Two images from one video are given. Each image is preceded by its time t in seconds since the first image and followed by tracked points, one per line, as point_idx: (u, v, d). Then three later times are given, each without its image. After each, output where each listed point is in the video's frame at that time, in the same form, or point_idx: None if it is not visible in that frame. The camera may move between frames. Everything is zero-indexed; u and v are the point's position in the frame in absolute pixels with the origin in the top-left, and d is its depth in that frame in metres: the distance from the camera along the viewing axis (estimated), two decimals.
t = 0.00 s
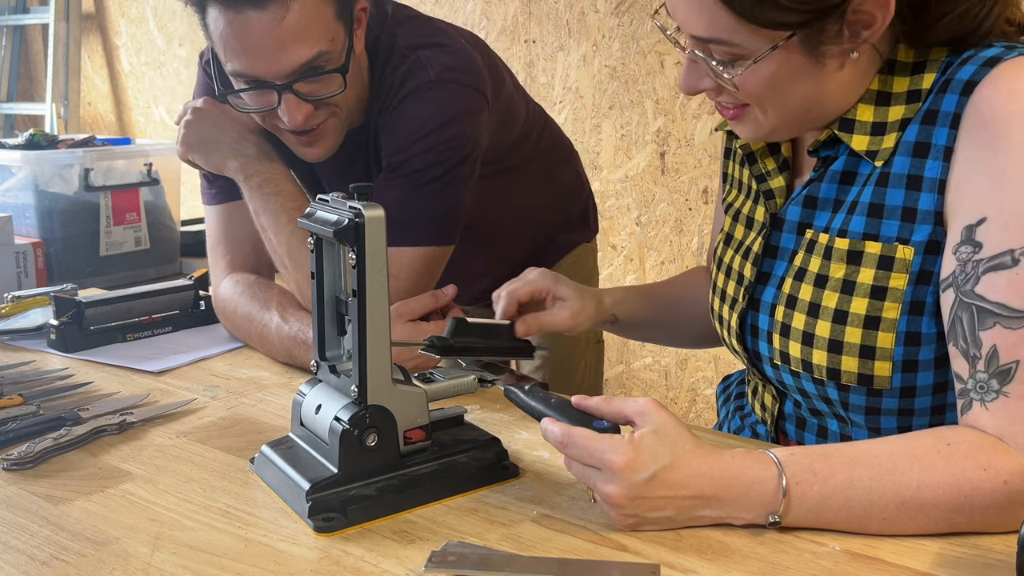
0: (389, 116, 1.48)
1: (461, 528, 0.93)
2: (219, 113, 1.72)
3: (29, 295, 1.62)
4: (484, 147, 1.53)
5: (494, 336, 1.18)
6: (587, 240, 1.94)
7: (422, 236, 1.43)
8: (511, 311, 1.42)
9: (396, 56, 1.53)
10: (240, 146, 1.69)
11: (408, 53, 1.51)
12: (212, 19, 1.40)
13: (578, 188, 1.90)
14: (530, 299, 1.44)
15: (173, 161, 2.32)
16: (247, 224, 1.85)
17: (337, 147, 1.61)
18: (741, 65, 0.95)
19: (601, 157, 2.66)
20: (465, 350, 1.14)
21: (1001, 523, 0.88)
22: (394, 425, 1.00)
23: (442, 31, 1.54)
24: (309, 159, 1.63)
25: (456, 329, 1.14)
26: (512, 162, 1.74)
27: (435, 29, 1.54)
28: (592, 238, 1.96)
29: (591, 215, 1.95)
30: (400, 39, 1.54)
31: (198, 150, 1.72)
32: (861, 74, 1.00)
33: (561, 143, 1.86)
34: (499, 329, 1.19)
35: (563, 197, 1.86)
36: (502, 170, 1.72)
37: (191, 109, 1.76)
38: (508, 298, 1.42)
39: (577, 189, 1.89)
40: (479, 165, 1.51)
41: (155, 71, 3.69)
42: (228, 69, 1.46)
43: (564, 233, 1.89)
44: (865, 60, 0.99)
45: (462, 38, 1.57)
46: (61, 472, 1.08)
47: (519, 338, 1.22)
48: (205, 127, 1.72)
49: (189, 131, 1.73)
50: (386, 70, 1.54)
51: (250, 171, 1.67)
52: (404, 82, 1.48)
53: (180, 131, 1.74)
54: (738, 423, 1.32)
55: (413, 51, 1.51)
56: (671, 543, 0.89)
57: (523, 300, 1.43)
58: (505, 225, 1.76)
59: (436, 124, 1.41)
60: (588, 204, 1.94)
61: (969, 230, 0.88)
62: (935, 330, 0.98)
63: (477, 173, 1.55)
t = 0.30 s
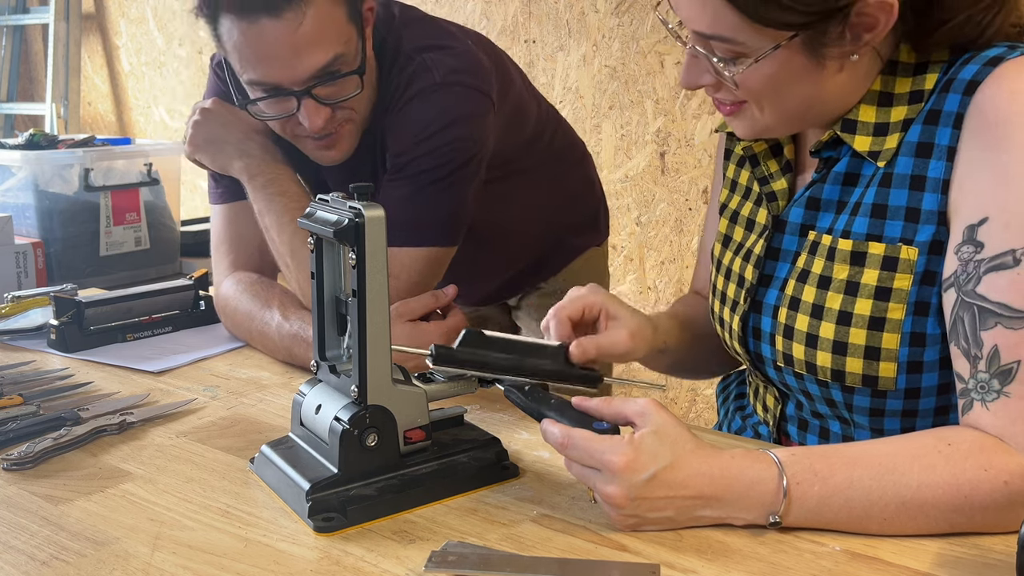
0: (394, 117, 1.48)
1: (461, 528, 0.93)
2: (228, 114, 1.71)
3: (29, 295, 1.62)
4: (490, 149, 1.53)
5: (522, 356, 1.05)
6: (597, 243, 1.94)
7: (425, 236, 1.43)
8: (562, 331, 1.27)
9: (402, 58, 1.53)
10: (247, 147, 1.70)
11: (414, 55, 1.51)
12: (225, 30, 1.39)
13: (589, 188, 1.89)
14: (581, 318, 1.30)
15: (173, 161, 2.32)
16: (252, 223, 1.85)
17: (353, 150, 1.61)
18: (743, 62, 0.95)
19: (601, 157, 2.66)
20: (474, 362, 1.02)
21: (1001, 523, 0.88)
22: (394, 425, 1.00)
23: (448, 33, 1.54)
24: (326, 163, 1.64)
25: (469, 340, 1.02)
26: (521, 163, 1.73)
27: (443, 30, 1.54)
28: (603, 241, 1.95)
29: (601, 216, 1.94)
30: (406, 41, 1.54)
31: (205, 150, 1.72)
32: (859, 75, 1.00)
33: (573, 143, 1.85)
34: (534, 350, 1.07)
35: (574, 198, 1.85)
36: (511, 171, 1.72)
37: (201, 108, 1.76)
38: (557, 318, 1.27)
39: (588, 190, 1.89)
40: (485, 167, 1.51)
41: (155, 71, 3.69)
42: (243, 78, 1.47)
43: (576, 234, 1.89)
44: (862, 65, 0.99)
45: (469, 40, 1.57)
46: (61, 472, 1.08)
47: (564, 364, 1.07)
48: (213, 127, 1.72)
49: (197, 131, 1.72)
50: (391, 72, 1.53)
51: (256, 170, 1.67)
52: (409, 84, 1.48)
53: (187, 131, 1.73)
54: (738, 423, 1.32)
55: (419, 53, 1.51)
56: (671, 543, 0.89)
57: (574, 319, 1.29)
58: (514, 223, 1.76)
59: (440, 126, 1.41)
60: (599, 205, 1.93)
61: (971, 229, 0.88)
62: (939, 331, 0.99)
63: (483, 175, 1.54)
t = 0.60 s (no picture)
0: (400, 117, 1.48)
1: (461, 528, 0.93)
2: (232, 114, 1.76)
3: (29, 295, 1.62)
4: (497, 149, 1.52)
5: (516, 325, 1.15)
6: (604, 245, 1.94)
7: (430, 236, 1.42)
8: (543, 294, 1.35)
9: (407, 58, 1.52)
10: (249, 146, 1.73)
11: (419, 56, 1.51)
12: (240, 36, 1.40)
13: (596, 189, 1.89)
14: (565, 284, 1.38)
15: (173, 161, 2.32)
16: (256, 223, 1.85)
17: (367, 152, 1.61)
18: (757, 55, 0.95)
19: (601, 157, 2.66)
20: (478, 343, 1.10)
21: (1002, 524, 0.88)
22: (394, 425, 1.00)
23: (453, 35, 1.54)
24: (346, 162, 1.63)
25: (471, 321, 1.11)
26: (529, 164, 1.74)
27: (447, 32, 1.54)
28: (614, 243, 1.97)
29: (613, 219, 1.96)
30: (410, 41, 1.54)
31: (209, 152, 1.75)
32: (875, 73, 1.00)
33: (581, 144, 1.86)
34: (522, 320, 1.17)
35: (581, 199, 1.85)
36: (517, 172, 1.72)
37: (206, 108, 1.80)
38: (540, 282, 1.35)
39: (595, 191, 1.89)
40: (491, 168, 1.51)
41: (155, 71, 3.69)
42: (262, 86, 1.46)
43: (586, 235, 1.89)
44: (878, 62, 0.99)
45: (475, 42, 1.57)
46: (61, 472, 1.08)
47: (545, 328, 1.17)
48: (217, 128, 1.75)
49: (202, 132, 1.76)
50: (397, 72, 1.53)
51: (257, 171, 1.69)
52: (415, 84, 1.48)
53: (192, 133, 1.77)
54: (738, 423, 1.32)
55: (424, 54, 1.50)
56: (671, 544, 0.89)
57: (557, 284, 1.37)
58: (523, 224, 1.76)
59: (446, 125, 1.41)
60: (611, 207, 1.94)
61: (979, 228, 0.89)
62: (943, 331, 0.98)
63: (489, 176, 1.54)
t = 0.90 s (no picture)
0: (411, 118, 1.48)
1: (461, 528, 0.93)
2: (240, 114, 1.75)
3: (29, 295, 1.62)
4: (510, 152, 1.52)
5: (485, 318, 1.22)
6: (623, 246, 1.94)
7: (435, 237, 1.42)
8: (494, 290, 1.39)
9: (421, 59, 1.52)
10: (254, 146, 1.73)
11: (432, 57, 1.51)
12: (259, 41, 1.43)
13: (614, 190, 1.89)
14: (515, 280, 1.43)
15: (174, 161, 2.32)
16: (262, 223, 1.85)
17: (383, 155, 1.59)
18: (759, 43, 0.95)
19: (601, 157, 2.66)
20: (461, 335, 1.20)
21: (1002, 523, 0.88)
22: (394, 425, 1.00)
23: (466, 38, 1.54)
24: (373, 156, 1.59)
25: (454, 317, 1.20)
26: (544, 165, 1.74)
27: (460, 35, 1.54)
28: (632, 244, 1.97)
29: (631, 220, 1.96)
30: (423, 41, 1.54)
31: (217, 149, 1.76)
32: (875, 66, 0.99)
33: (597, 146, 1.85)
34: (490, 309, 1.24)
35: (596, 199, 1.85)
36: (530, 173, 1.72)
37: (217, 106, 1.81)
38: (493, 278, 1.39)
39: (611, 192, 1.88)
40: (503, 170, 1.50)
41: (155, 71, 3.69)
42: (286, 82, 1.47)
43: (600, 236, 1.89)
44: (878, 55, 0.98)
45: (488, 45, 1.57)
46: (61, 472, 1.08)
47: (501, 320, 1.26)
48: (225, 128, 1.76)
49: (211, 131, 1.77)
50: (411, 74, 1.53)
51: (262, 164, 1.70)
52: (428, 86, 1.48)
53: (201, 131, 1.78)
54: (739, 421, 1.33)
55: (438, 55, 1.50)
56: (670, 544, 0.89)
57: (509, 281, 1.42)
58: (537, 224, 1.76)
59: (458, 128, 1.40)
60: (629, 208, 1.94)
61: (977, 227, 0.88)
62: (940, 328, 0.99)
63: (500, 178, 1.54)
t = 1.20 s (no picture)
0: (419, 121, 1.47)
1: (461, 528, 0.93)
2: (242, 115, 1.76)
3: (29, 295, 1.62)
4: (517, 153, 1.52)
5: (495, 337, 1.19)
6: (629, 247, 1.94)
7: (439, 239, 1.42)
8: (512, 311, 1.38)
9: (429, 60, 1.52)
10: (253, 146, 1.73)
11: (440, 57, 1.50)
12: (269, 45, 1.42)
13: (620, 190, 1.89)
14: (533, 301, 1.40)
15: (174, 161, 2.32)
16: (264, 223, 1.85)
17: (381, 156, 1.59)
18: None
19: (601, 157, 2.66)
20: (460, 351, 1.14)
21: (1001, 523, 0.88)
22: (394, 425, 1.00)
23: (474, 39, 1.54)
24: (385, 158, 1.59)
25: (453, 330, 1.13)
26: (552, 166, 1.74)
27: (469, 37, 1.54)
28: (639, 247, 1.97)
29: (639, 221, 1.96)
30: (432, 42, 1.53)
31: (218, 150, 1.77)
32: (871, 44, 0.97)
33: (605, 148, 1.85)
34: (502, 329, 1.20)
35: (602, 200, 1.85)
36: (538, 174, 1.72)
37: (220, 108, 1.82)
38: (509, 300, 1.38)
39: (617, 192, 1.88)
40: (508, 173, 1.50)
41: (155, 71, 3.69)
42: (297, 87, 1.46)
43: (608, 236, 1.90)
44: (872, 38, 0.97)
45: (496, 47, 1.57)
46: (61, 472, 1.08)
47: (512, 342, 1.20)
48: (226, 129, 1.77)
49: (212, 133, 1.77)
50: (419, 77, 1.52)
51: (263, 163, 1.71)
52: (436, 87, 1.48)
53: (203, 133, 1.79)
54: (738, 422, 1.33)
55: (447, 56, 1.50)
56: (670, 543, 0.89)
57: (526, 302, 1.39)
58: (547, 225, 1.76)
59: (465, 130, 1.40)
60: (636, 209, 1.95)
61: (968, 228, 0.88)
62: (934, 330, 0.98)
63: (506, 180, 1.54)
